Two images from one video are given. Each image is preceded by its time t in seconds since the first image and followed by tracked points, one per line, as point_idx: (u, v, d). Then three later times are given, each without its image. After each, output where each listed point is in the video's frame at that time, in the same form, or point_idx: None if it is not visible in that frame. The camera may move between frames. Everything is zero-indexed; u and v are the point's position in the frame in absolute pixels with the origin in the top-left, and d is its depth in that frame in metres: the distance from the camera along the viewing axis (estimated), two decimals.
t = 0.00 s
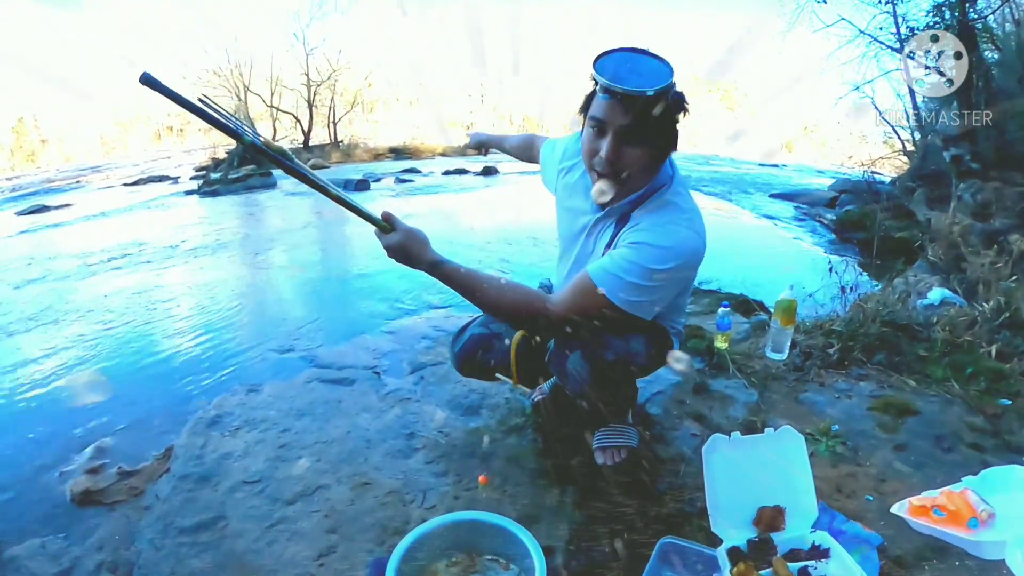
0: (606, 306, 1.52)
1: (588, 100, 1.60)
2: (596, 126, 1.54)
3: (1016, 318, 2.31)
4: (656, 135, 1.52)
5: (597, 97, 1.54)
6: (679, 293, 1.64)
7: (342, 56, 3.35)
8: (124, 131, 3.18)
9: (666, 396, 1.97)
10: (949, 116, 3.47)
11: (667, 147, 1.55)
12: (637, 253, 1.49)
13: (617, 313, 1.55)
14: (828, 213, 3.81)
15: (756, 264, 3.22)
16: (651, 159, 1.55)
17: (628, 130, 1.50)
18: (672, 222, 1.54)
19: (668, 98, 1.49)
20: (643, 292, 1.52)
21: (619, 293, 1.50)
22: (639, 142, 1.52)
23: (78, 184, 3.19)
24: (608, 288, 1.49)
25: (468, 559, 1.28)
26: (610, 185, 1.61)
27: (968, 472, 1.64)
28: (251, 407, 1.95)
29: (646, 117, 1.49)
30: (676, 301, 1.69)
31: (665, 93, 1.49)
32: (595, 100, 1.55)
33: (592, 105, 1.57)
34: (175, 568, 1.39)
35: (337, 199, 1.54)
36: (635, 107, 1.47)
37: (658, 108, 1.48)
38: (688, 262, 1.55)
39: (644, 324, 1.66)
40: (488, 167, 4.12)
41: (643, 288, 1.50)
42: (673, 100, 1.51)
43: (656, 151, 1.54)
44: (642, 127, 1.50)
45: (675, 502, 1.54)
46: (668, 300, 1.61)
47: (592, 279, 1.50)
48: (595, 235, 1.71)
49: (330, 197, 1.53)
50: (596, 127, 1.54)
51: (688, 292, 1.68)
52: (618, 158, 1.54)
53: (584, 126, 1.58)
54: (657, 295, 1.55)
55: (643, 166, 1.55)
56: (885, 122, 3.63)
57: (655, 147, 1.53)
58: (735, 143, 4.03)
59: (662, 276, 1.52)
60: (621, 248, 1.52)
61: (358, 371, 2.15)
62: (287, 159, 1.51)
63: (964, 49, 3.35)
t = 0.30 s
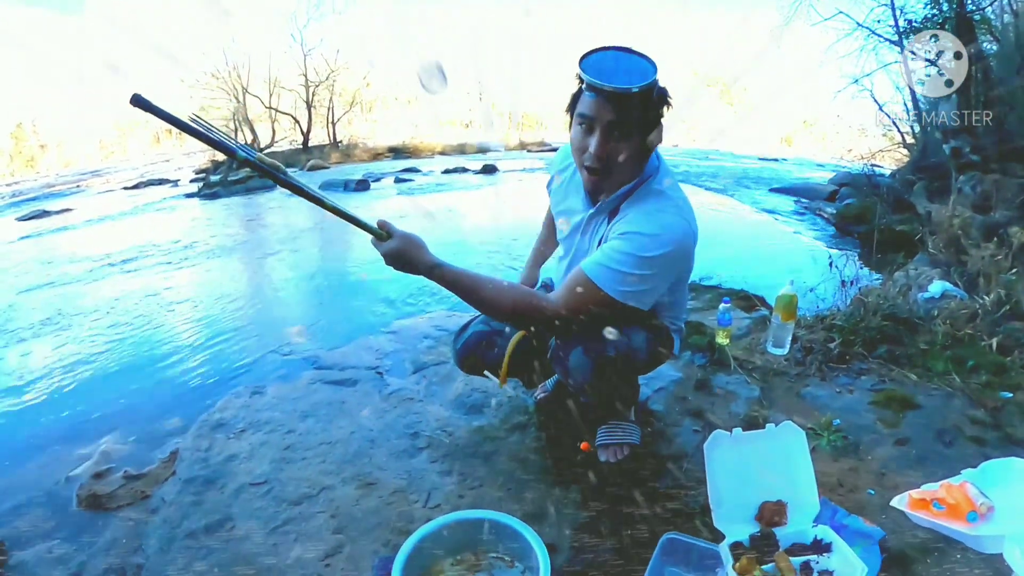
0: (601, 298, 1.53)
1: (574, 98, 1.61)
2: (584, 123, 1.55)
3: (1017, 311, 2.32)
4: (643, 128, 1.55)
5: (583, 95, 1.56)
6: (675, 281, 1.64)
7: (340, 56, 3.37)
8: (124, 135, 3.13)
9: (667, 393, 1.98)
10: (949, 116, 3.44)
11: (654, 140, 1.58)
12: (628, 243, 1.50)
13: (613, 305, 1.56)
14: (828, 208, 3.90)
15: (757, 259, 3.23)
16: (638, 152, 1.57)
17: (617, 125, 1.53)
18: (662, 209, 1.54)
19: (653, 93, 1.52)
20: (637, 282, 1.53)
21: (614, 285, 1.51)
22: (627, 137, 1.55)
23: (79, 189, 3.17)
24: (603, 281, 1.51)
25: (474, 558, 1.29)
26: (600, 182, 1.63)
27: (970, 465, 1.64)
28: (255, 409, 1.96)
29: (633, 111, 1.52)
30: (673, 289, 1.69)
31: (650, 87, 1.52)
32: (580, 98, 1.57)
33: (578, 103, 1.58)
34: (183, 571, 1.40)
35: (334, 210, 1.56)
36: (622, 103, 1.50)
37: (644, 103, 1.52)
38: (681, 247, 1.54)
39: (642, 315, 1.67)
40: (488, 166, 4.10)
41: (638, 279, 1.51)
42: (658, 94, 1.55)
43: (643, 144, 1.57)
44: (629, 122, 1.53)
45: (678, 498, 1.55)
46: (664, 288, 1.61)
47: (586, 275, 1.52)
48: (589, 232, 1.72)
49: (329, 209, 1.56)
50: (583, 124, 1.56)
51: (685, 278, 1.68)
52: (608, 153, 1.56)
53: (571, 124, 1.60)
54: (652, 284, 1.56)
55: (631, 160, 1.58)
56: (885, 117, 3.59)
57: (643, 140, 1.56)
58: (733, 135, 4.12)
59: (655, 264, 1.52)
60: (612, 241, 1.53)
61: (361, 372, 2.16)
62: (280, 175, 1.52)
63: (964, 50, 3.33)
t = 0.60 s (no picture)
0: (597, 285, 1.54)
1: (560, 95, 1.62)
2: (572, 116, 1.56)
3: (1016, 306, 2.32)
4: (630, 115, 1.55)
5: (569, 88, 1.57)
6: (673, 267, 1.63)
7: (338, 51, 3.37)
8: (122, 131, 3.11)
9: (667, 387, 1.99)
10: (949, 115, 3.49)
11: (641, 127, 1.58)
12: (619, 228, 1.51)
13: (610, 292, 1.56)
14: (827, 202, 3.84)
15: (756, 254, 3.23)
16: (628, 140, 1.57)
17: (604, 114, 1.53)
18: (653, 195, 1.54)
19: (636, 80, 1.53)
20: (633, 266, 1.53)
21: (608, 271, 1.52)
22: (615, 125, 1.55)
23: (77, 185, 3.17)
24: (597, 267, 1.52)
25: (475, 553, 1.30)
26: (592, 172, 1.63)
27: (968, 459, 1.65)
28: (256, 405, 1.97)
29: (619, 99, 1.52)
30: (673, 278, 1.67)
31: (632, 74, 1.52)
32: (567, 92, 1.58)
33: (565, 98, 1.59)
34: (186, 567, 1.41)
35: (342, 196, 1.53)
36: (607, 92, 1.50)
37: (629, 90, 1.52)
38: (673, 230, 1.54)
39: (642, 303, 1.67)
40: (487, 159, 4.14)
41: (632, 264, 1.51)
42: (641, 81, 1.55)
43: (632, 132, 1.57)
44: (616, 110, 1.52)
45: (677, 493, 1.56)
46: (661, 273, 1.60)
47: (580, 263, 1.53)
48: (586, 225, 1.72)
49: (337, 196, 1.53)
50: (571, 117, 1.56)
51: (682, 265, 1.66)
52: (597, 144, 1.56)
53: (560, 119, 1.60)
54: (648, 268, 1.55)
55: (621, 148, 1.57)
56: (887, 110, 3.58)
57: (631, 127, 1.56)
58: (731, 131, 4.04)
59: (649, 246, 1.52)
60: (605, 228, 1.54)
61: (361, 367, 2.17)
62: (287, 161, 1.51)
63: (964, 50, 3.35)
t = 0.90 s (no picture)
0: (599, 276, 1.55)
1: (570, 96, 1.60)
2: (595, 117, 1.54)
3: (1016, 304, 2.32)
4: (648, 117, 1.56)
5: (585, 90, 1.55)
6: (671, 263, 1.65)
7: (337, 50, 3.39)
8: (120, 132, 3.02)
9: (665, 385, 1.99)
10: (949, 115, 3.53)
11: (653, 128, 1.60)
12: (623, 220, 1.52)
13: (610, 282, 1.57)
14: (826, 200, 3.85)
15: (754, 254, 3.22)
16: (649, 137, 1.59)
17: (627, 116, 1.53)
18: (655, 188, 1.56)
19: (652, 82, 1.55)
20: (635, 258, 1.54)
21: (611, 262, 1.53)
22: (638, 124, 1.55)
23: (75, 186, 3.08)
24: (599, 258, 1.52)
25: (473, 552, 1.30)
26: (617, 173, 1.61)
27: (966, 457, 1.65)
28: (255, 405, 1.96)
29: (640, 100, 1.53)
30: (671, 273, 1.69)
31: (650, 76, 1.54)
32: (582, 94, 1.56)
33: (578, 100, 1.57)
34: (185, 567, 1.41)
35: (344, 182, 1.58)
36: (628, 93, 1.51)
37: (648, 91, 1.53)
38: (674, 225, 1.56)
39: (638, 295, 1.68)
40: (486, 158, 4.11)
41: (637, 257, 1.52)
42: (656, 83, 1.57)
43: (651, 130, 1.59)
44: (637, 112, 1.53)
45: (676, 491, 1.56)
46: (660, 267, 1.62)
47: (583, 252, 1.53)
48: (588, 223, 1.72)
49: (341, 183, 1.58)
50: (594, 118, 1.54)
51: (681, 261, 1.69)
52: (626, 143, 1.55)
53: (576, 121, 1.58)
54: (649, 261, 1.57)
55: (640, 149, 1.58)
56: (885, 109, 3.50)
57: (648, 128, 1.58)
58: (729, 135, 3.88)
59: (651, 239, 1.54)
60: (607, 219, 1.55)
61: (360, 366, 2.16)
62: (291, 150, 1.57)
63: (963, 50, 3.38)
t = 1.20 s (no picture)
0: (604, 282, 1.56)
1: (576, 101, 1.59)
2: (600, 127, 1.54)
3: (1009, 306, 2.32)
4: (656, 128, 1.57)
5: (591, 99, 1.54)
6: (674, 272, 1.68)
7: (331, 52, 3.33)
8: (115, 134, 3.05)
9: (660, 388, 1.99)
10: (948, 116, 3.56)
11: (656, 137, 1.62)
12: (631, 230, 1.53)
13: (616, 290, 1.59)
14: (821, 202, 3.83)
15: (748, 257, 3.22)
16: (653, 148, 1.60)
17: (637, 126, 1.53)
18: (663, 199, 1.58)
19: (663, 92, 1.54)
20: (641, 268, 1.56)
21: (617, 271, 1.54)
22: (643, 135, 1.56)
23: (68, 189, 3.04)
24: (606, 266, 1.54)
25: (466, 556, 1.28)
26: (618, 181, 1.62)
27: (960, 458, 1.65)
28: (247, 409, 1.95)
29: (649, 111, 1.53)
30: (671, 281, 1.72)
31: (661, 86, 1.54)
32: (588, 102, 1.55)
33: (585, 106, 1.56)
34: (177, 572, 1.39)
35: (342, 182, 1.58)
36: (637, 103, 1.51)
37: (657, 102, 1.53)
38: (680, 237, 1.58)
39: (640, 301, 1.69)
40: (480, 162, 3.97)
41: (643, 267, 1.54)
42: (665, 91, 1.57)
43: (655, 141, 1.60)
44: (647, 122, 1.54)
45: (671, 493, 1.56)
46: (664, 276, 1.64)
47: (590, 258, 1.54)
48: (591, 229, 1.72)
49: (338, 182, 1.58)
50: (599, 127, 1.55)
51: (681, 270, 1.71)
52: (629, 155, 1.56)
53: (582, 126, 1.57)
54: (654, 271, 1.59)
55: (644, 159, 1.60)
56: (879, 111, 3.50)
57: (653, 137, 1.59)
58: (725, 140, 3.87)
59: (657, 250, 1.56)
60: (615, 229, 1.56)
61: (353, 370, 2.15)
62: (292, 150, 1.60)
63: (963, 50, 3.37)
